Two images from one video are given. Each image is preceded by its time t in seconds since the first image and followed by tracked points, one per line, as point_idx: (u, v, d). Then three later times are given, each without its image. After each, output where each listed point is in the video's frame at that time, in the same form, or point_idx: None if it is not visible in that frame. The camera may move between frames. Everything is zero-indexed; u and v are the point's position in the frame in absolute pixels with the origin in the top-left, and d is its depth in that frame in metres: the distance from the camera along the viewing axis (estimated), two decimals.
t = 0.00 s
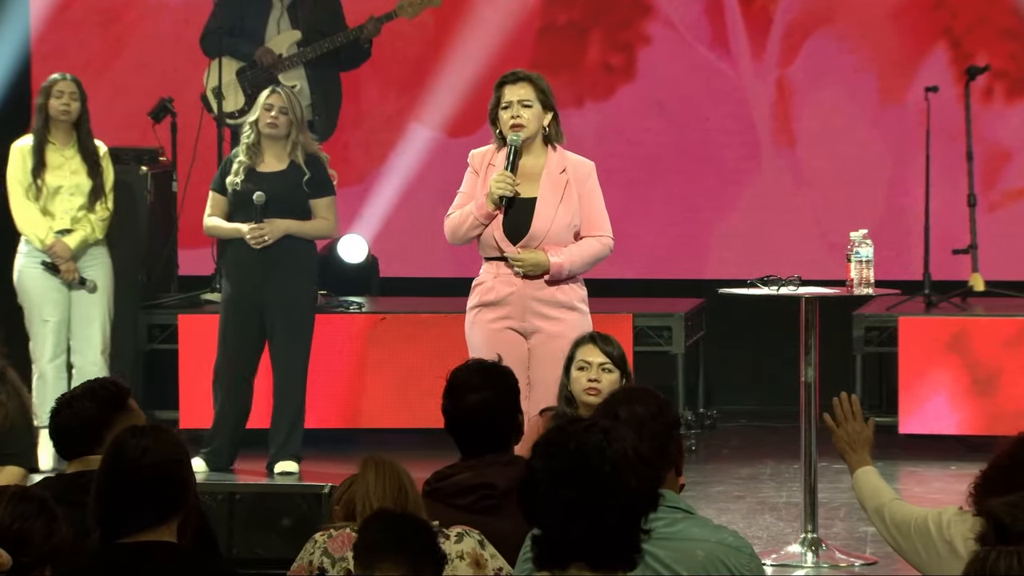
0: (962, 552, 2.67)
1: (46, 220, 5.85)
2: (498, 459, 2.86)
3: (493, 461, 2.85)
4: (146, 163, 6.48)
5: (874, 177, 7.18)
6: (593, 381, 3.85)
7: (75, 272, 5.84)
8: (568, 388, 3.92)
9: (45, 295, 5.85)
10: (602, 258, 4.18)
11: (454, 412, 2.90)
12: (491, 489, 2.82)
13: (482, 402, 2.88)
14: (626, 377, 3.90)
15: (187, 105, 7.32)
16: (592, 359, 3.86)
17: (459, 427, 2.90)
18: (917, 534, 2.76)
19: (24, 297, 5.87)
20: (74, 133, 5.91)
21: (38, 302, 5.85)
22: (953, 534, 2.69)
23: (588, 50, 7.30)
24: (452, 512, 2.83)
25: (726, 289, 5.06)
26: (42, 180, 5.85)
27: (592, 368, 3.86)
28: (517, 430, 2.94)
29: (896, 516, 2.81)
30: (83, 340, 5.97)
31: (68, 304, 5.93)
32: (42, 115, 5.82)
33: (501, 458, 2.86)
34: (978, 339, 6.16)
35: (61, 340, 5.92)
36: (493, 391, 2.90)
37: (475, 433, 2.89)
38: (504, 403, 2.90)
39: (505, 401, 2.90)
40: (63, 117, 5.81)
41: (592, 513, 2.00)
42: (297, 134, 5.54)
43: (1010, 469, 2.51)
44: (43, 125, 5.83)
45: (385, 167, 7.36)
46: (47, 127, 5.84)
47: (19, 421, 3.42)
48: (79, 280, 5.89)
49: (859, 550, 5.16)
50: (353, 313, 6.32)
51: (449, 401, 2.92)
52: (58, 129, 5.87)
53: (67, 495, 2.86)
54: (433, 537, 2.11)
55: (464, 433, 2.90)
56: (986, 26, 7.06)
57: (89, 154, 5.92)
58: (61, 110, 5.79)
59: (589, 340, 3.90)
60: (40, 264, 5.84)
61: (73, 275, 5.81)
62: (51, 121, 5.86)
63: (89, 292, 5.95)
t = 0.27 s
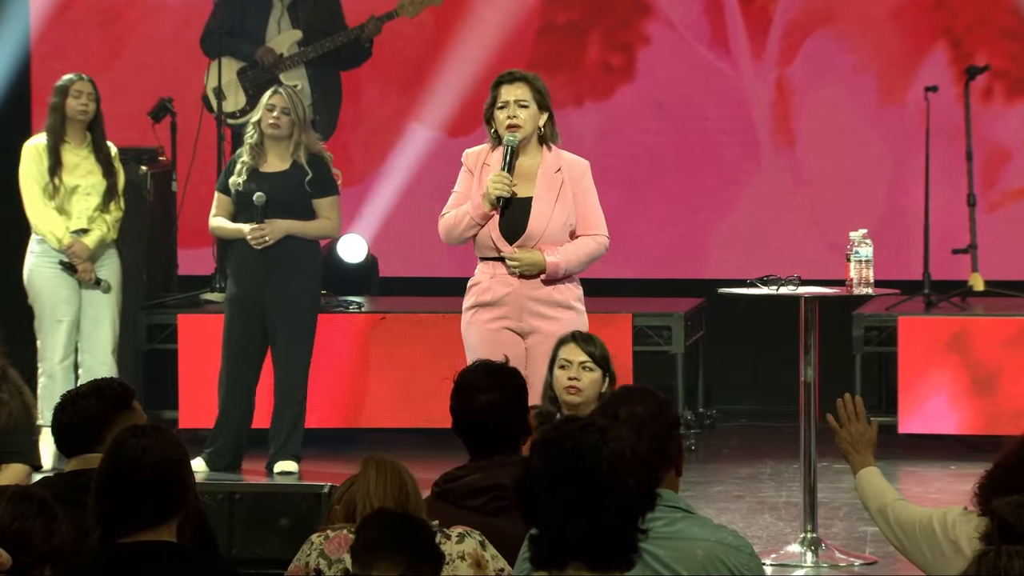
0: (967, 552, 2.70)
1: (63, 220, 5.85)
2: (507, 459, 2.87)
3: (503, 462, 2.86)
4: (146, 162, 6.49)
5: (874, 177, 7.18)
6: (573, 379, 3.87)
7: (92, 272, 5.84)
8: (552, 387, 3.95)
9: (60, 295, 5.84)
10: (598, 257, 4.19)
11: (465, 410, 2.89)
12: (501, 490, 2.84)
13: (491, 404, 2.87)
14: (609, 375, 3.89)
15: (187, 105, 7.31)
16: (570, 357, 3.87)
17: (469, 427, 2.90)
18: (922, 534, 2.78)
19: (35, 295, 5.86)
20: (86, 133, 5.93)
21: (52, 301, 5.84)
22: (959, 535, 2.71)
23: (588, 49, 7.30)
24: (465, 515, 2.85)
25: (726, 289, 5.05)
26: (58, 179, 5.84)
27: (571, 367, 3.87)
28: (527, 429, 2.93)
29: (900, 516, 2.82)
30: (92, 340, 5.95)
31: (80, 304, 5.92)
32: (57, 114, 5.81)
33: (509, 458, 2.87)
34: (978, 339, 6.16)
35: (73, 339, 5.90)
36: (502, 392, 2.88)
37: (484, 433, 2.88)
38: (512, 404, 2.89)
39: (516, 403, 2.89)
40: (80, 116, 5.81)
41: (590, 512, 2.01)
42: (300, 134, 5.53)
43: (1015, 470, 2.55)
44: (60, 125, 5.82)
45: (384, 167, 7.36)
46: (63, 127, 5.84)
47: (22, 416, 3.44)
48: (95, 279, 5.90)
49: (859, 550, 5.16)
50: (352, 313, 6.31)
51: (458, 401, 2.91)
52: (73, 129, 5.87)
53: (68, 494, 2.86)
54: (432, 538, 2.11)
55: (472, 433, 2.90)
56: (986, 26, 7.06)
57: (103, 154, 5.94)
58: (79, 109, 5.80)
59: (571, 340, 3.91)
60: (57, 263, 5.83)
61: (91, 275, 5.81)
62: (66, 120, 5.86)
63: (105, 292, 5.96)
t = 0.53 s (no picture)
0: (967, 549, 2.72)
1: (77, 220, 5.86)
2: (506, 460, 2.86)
3: (502, 463, 2.85)
4: (145, 162, 6.48)
5: (874, 177, 7.18)
6: (550, 378, 3.99)
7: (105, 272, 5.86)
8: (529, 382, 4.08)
9: (69, 295, 5.83)
10: (593, 255, 4.20)
11: (467, 410, 2.89)
12: (500, 491, 2.83)
13: (493, 403, 2.88)
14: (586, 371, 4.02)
15: (187, 105, 7.30)
16: (547, 358, 3.97)
17: (469, 426, 2.90)
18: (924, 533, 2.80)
19: (44, 295, 5.85)
20: (97, 134, 5.95)
21: (61, 301, 5.83)
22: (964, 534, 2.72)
23: (588, 49, 7.30)
24: (463, 514, 2.83)
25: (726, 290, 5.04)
26: (71, 179, 5.85)
27: (548, 366, 3.97)
28: (526, 429, 2.93)
29: (902, 517, 2.83)
30: (99, 340, 5.93)
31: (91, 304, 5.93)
32: (71, 114, 5.82)
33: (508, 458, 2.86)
34: (977, 339, 6.16)
35: (81, 339, 5.89)
36: (504, 391, 2.90)
37: (481, 432, 2.88)
38: (516, 402, 2.90)
39: (518, 403, 2.90)
40: (95, 117, 5.83)
41: (587, 512, 2.00)
42: (296, 133, 5.52)
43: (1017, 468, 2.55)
44: (74, 125, 5.83)
45: (383, 166, 7.35)
46: (77, 127, 5.85)
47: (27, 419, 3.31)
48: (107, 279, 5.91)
49: (858, 550, 5.16)
50: (352, 314, 6.31)
51: (460, 400, 2.92)
52: (86, 129, 5.88)
53: (66, 493, 2.84)
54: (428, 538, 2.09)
55: (471, 433, 2.90)
56: (986, 26, 7.06)
57: (114, 155, 5.96)
58: (94, 110, 5.81)
59: (547, 339, 4.00)
60: (70, 262, 5.83)
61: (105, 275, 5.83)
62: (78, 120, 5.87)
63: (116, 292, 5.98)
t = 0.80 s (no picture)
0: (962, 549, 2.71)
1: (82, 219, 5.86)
2: (492, 459, 2.84)
3: (487, 462, 2.83)
4: (146, 162, 6.47)
5: (874, 177, 7.18)
6: (538, 379, 3.92)
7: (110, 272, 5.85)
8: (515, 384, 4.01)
9: (73, 294, 5.83)
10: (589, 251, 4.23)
11: (454, 408, 2.91)
12: (483, 490, 2.80)
13: (481, 403, 2.89)
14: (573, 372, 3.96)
15: (187, 105, 7.30)
16: (534, 357, 3.91)
17: (458, 425, 2.91)
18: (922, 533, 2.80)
19: (48, 295, 5.85)
20: (103, 134, 5.94)
21: (66, 301, 5.83)
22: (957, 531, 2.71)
23: (588, 49, 7.30)
24: (442, 511, 2.80)
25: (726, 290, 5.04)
26: (77, 179, 5.84)
27: (535, 366, 3.92)
28: (516, 428, 2.93)
29: (902, 517, 2.83)
30: (103, 342, 5.94)
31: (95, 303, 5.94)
32: (77, 113, 5.82)
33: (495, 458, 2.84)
34: (977, 339, 6.16)
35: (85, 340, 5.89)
36: (494, 391, 2.92)
37: (470, 432, 2.89)
38: (507, 403, 2.92)
39: (509, 404, 2.92)
40: (101, 117, 5.83)
41: (586, 512, 2.00)
42: (287, 133, 5.52)
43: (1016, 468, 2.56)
44: (80, 125, 5.83)
45: (383, 166, 7.35)
46: (82, 127, 5.84)
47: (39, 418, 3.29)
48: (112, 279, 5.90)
49: (857, 549, 5.16)
50: (352, 314, 6.32)
51: (449, 399, 2.94)
52: (92, 129, 5.87)
53: (65, 493, 2.81)
54: (427, 537, 2.07)
55: (461, 432, 2.90)
56: (986, 26, 7.06)
57: (119, 155, 5.96)
58: (99, 110, 5.81)
59: (535, 339, 3.95)
60: (75, 262, 5.83)
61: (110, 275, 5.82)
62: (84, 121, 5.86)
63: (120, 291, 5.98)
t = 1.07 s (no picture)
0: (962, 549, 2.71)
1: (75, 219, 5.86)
2: (473, 461, 2.86)
3: (468, 463, 2.85)
4: (144, 162, 6.39)
5: (872, 177, 7.18)
6: (539, 378, 4.02)
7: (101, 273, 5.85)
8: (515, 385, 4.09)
9: (69, 294, 5.82)
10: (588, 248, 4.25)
11: (437, 408, 2.89)
12: (460, 492, 2.83)
13: (465, 403, 2.87)
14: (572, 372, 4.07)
15: (185, 105, 7.29)
16: (535, 357, 4.01)
17: (443, 426, 2.89)
18: (921, 534, 2.80)
19: (44, 295, 5.83)
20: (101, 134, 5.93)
21: (60, 301, 5.81)
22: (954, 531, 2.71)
23: (586, 49, 7.29)
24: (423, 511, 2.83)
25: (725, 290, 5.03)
26: (71, 179, 5.86)
27: (536, 367, 4.01)
28: (500, 429, 2.92)
29: (900, 517, 2.84)
30: (99, 341, 5.94)
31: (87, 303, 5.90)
32: (73, 113, 5.83)
33: (476, 459, 2.86)
34: (975, 339, 6.16)
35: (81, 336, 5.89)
36: (479, 392, 2.89)
37: (456, 432, 2.88)
38: (492, 403, 2.90)
39: (493, 405, 2.90)
40: (97, 117, 5.82)
41: (585, 512, 2.00)
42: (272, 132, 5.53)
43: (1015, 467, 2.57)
44: (77, 124, 5.84)
45: (381, 166, 7.34)
46: (79, 127, 5.85)
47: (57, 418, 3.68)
48: (104, 279, 5.89)
49: (855, 549, 5.16)
50: (351, 314, 6.33)
51: (431, 399, 2.92)
52: (88, 129, 5.87)
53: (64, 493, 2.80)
54: (423, 539, 2.08)
55: (445, 433, 2.89)
56: (984, 25, 7.06)
57: (116, 155, 5.94)
58: (94, 109, 5.81)
59: (535, 340, 4.05)
60: (66, 261, 5.83)
61: (100, 275, 5.83)
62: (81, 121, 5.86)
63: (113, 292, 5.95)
